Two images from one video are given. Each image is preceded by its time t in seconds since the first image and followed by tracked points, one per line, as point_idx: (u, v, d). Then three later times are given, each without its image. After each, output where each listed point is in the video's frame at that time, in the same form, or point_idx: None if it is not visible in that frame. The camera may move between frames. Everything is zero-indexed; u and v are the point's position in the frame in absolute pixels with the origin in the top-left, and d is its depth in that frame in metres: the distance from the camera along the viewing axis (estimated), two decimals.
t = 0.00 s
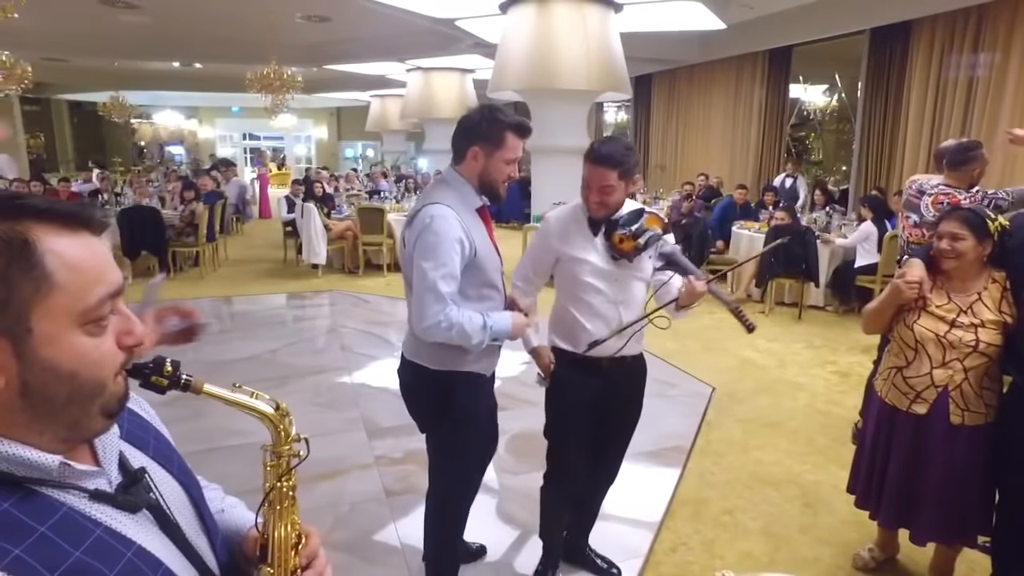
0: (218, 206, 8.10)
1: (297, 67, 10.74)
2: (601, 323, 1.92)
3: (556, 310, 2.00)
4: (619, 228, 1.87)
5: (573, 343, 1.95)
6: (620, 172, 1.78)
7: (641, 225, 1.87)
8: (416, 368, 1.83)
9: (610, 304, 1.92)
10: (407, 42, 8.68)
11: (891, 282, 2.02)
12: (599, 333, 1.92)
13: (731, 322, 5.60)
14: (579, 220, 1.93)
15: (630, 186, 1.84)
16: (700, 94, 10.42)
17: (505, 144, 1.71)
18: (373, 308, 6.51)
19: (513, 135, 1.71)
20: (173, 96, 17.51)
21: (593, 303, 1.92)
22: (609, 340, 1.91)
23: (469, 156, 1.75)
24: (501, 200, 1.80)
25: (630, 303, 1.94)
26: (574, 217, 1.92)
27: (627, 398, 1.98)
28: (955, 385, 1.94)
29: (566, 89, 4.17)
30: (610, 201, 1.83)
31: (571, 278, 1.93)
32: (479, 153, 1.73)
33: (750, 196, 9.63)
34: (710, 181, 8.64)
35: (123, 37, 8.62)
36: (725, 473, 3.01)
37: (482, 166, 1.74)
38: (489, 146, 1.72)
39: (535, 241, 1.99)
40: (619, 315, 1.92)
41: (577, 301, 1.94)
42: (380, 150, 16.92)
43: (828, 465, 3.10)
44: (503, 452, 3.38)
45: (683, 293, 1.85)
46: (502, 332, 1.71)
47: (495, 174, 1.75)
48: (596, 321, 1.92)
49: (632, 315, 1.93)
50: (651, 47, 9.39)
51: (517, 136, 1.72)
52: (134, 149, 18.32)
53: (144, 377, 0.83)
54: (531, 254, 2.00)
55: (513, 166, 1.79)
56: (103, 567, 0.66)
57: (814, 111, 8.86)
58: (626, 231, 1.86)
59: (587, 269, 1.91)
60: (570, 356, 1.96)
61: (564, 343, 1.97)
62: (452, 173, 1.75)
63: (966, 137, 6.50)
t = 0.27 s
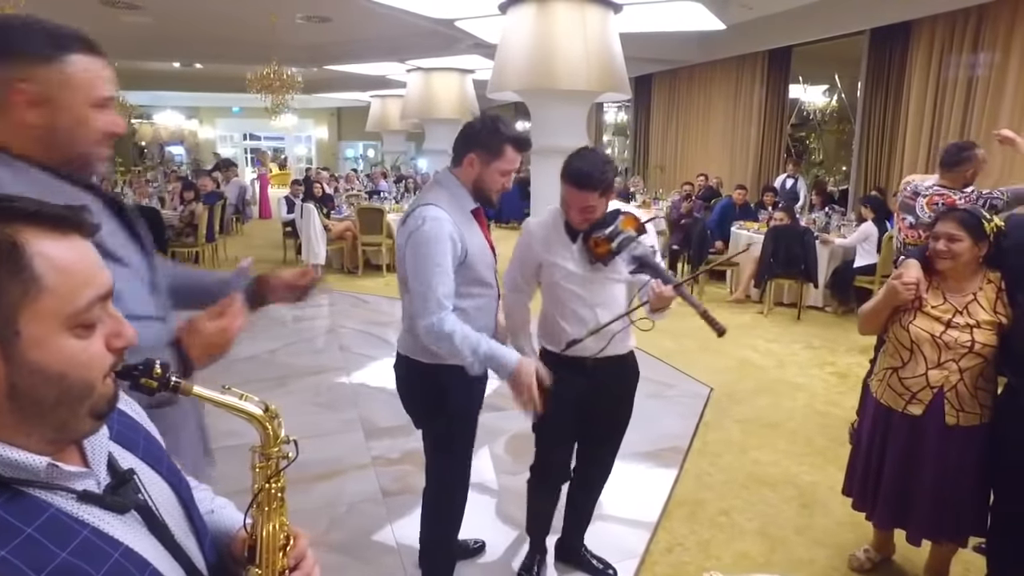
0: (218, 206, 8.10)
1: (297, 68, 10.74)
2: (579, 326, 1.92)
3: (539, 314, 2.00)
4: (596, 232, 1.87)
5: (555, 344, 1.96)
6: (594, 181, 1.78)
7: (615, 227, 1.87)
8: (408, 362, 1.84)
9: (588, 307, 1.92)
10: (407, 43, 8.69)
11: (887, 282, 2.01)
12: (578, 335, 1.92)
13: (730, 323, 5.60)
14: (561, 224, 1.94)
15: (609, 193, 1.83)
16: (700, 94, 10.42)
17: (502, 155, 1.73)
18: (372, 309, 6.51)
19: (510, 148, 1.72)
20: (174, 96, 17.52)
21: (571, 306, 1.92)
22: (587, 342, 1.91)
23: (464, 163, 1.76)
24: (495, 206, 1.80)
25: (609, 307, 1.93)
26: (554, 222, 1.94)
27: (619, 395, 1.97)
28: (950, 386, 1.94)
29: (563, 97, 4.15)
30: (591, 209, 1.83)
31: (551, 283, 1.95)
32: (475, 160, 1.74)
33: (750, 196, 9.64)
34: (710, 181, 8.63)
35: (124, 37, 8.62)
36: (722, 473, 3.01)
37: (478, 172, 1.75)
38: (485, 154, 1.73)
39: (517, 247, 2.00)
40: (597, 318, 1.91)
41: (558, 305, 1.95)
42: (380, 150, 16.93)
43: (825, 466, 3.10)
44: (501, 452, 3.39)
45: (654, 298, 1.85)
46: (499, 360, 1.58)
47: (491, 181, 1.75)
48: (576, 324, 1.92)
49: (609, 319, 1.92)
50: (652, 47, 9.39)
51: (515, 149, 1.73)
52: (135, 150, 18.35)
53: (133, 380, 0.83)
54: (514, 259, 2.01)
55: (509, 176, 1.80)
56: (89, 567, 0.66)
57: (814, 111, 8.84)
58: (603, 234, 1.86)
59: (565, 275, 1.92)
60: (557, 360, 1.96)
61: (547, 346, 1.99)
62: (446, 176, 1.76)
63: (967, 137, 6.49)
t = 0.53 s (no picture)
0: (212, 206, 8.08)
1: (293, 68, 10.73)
2: (557, 332, 1.94)
3: (517, 318, 2.01)
4: (571, 241, 1.86)
5: (534, 346, 1.98)
6: (564, 194, 1.75)
7: (590, 234, 1.86)
8: (393, 360, 1.85)
9: (565, 314, 1.93)
10: (403, 44, 8.70)
11: (876, 283, 2.01)
12: (556, 341, 1.94)
13: (724, 322, 5.61)
14: (534, 230, 1.93)
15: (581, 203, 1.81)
16: (695, 94, 10.44)
17: (480, 150, 1.72)
18: (367, 309, 6.50)
19: (488, 143, 1.72)
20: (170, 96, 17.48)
21: (549, 314, 1.94)
22: (566, 349, 1.93)
23: (447, 160, 1.77)
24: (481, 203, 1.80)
25: (586, 311, 1.95)
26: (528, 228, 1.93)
27: (603, 393, 1.99)
28: (938, 387, 1.95)
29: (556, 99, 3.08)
30: (564, 222, 1.81)
31: (528, 290, 1.96)
32: (455, 157, 1.75)
33: (745, 196, 9.66)
34: (705, 181, 8.64)
35: (118, 37, 8.60)
36: (714, 473, 3.02)
37: (460, 169, 1.75)
38: (464, 150, 1.72)
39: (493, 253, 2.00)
40: (575, 324, 1.93)
41: (535, 312, 1.96)
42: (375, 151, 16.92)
43: (818, 465, 3.11)
44: (495, 452, 3.39)
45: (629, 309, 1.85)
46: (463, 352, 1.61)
47: (468, 175, 1.75)
48: (554, 328, 1.94)
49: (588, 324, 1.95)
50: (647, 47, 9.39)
51: (493, 143, 1.72)
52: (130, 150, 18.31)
53: (116, 379, 0.83)
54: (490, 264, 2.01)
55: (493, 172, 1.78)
56: (68, 565, 0.66)
57: (810, 112, 8.77)
58: (577, 243, 1.86)
59: (541, 283, 1.93)
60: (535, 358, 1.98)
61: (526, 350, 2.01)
62: (433, 175, 1.78)
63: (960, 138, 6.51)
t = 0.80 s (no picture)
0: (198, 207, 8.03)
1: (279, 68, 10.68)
2: (530, 337, 1.95)
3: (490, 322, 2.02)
4: (540, 247, 1.87)
5: (506, 347, 1.99)
6: (532, 203, 1.77)
7: (559, 239, 1.86)
8: (368, 361, 1.88)
9: (536, 319, 1.94)
10: (390, 44, 8.69)
11: (854, 282, 2.04)
12: (529, 346, 1.95)
13: (709, 321, 5.65)
14: (503, 235, 1.93)
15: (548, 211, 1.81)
16: (681, 95, 10.49)
17: (434, 135, 1.83)
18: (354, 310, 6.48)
19: (440, 128, 1.83)
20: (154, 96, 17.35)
21: (520, 319, 1.95)
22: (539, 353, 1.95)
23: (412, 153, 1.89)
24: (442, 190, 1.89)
25: (558, 315, 1.95)
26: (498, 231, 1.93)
27: (579, 390, 2.01)
28: (914, 384, 1.98)
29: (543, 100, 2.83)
30: (533, 229, 1.82)
31: (499, 296, 1.96)
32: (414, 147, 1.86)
33: (731, 196, 9.72)
34: (691, 181, 8.69)
35: (102, 37, 8.54)
36: (698, 471, 3.04)
37: (418, 157, 1.86)
38: (419, 139, 1.84)
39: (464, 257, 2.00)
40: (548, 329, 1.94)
41: (507, 317, 1.97)
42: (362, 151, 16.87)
43: (800, 462, 3.14)
44: (480, 451, 3.39)
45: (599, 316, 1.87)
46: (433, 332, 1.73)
47: (426, 161, 1.83)
48: (525, 333, 1.95)
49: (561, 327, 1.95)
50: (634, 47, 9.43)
51: (445, 127, 1.83)
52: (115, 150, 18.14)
53: (85, 378, 0.83)
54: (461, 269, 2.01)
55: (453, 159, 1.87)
56: (30, 567, 0.66)
57: (793, 112, 8.94)
58: (546, 249, 1.86)
59: (510, 289, 1.94)
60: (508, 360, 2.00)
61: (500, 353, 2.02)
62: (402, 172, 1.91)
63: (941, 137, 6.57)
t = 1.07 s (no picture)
0: (175, 208, 7.94)
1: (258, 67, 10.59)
2: (507, 340, 1.98)
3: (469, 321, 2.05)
4: (518, 253, 1.87)
5: (485, 347, 2.02)
6: (514, 211, 1.74)
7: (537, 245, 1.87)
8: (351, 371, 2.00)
9: (514, 322, 1.96)
10: (370, 44, 8.65)
11: (829, 281, 2.07)
12: (507, 347, 1.98)
13: (690, 320, 5.68)
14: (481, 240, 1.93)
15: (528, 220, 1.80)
16: (662, 95, 10.53)
17: (392, 130, 1.88)
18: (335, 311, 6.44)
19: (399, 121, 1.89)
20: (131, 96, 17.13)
21: (498, 322, 1.97)
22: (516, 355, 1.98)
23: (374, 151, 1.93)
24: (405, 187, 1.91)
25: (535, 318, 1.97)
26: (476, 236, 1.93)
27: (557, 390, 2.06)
28: (887, 381, 2.01)
29: (523, 100, 2.78)
30: (512, 236, 1.80)
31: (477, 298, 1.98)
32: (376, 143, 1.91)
33: (711, 196, 9.78)
34: (673, 181, 8.72)
35: (77, 35, 8.41)
36: (679, 469, 3.05)
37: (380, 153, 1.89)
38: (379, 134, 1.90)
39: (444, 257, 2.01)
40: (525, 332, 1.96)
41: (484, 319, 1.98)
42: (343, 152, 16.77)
43: (779, 459, 3.17)
44: (462, 452, 3.39)
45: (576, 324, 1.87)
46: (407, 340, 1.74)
47: (387, 156, 1.89)
48: (504, 335, 1.98)
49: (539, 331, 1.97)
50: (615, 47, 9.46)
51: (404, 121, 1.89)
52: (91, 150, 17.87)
53: (47, 384, 0.82)
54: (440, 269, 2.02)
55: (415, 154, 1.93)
56: None
57: (772, 112, 9.03)
58: (525, 255, 1.87)
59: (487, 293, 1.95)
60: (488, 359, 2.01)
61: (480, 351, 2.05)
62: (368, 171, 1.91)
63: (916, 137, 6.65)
